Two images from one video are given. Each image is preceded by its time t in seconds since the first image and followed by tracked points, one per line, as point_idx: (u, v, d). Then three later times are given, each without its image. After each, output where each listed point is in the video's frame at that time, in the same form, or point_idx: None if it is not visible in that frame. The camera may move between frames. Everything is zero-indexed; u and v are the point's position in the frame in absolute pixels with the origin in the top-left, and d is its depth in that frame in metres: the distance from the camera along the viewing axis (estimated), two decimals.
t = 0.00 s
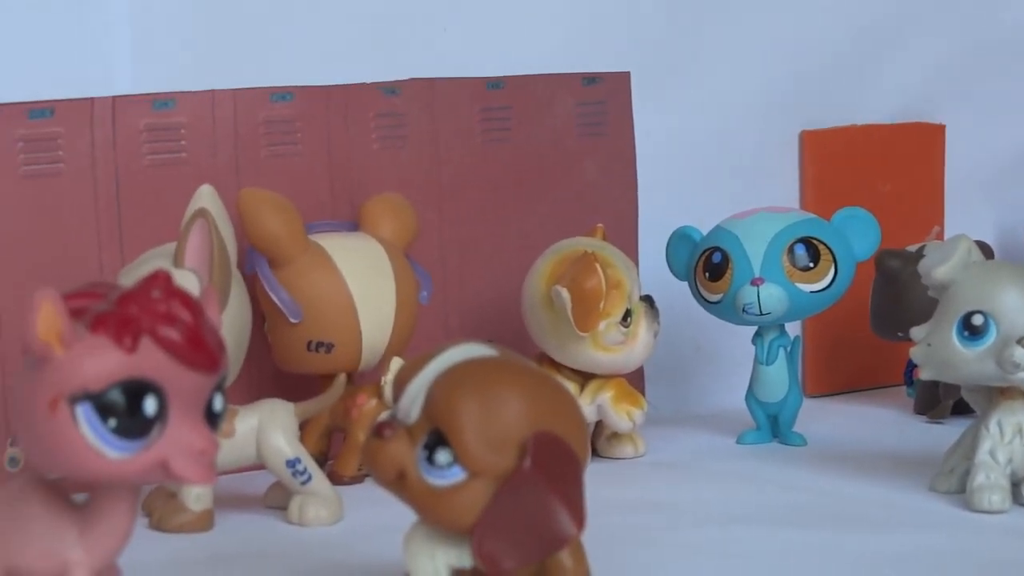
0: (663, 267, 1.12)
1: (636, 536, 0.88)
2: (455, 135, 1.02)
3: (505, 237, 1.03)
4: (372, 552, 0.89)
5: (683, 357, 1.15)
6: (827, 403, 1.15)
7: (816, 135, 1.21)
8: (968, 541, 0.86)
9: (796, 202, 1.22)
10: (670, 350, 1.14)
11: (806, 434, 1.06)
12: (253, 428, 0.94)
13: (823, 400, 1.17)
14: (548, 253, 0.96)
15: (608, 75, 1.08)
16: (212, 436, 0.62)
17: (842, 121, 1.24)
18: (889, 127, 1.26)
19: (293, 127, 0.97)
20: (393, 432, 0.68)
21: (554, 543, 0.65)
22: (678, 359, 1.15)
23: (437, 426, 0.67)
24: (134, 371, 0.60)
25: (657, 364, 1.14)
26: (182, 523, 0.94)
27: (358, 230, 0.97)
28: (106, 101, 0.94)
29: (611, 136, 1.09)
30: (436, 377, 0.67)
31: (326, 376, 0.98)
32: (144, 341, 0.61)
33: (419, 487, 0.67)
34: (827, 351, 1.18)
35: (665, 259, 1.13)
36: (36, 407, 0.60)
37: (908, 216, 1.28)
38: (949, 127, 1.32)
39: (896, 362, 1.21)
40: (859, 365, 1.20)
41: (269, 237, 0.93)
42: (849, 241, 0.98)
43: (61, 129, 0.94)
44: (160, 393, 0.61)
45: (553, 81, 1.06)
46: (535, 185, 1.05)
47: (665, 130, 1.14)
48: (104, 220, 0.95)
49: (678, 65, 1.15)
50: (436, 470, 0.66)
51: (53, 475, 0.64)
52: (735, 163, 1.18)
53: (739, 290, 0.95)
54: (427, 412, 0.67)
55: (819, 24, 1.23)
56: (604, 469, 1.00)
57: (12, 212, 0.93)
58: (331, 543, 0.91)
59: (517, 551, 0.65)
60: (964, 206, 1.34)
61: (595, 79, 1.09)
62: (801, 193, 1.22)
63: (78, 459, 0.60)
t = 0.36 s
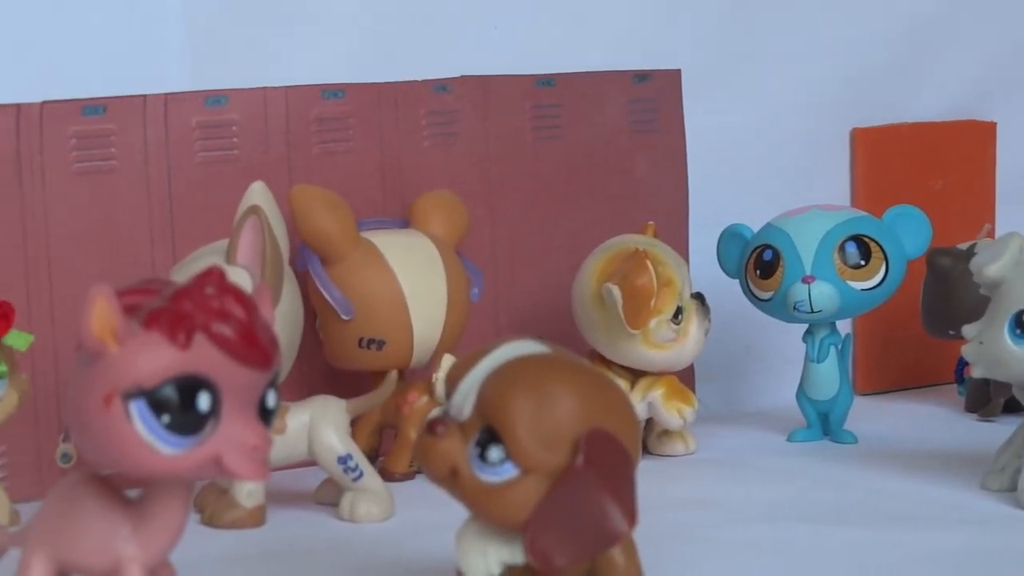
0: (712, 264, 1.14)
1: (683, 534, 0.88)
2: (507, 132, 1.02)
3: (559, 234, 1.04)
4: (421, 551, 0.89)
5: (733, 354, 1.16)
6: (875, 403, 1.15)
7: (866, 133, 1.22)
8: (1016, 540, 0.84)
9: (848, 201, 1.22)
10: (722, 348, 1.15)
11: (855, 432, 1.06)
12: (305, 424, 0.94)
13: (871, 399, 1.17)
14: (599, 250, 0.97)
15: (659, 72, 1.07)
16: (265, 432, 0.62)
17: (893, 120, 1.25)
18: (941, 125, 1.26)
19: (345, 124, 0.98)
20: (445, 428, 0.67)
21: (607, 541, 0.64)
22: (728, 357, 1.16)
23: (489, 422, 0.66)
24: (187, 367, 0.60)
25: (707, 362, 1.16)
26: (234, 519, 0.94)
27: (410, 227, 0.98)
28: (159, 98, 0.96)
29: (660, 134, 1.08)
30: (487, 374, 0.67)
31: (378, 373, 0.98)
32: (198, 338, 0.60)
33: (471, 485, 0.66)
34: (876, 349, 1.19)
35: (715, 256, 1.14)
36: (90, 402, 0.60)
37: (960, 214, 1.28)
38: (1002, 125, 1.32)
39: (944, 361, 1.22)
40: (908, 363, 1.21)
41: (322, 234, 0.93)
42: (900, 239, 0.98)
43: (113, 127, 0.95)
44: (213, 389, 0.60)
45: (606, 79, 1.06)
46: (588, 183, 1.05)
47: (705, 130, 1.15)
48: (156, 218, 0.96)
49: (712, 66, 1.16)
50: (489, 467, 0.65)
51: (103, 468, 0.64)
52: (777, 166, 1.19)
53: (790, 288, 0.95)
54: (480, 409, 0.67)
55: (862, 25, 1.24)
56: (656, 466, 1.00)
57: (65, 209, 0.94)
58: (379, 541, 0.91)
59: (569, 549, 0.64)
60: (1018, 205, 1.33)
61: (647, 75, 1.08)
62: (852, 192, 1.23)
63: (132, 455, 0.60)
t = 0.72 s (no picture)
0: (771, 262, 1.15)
1: (739, 530, 0.88)
2: (566, 127, 1.02)
3: (617, 230, 1.04)
4: (479, 548, 0.89)
5: (793, 352, 1.17)
6: (930, 402, 1.16)
7: (925, 130, 1.23)
8: None
9: (906, 197, 1.24)
10: (780, 346, 1.17)
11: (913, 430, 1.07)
12: (364, 420, 0.94)
13: (927, 398, 1.17)
14: (658, 247, 0.97)
15: (714, 69, 1.07)
16: (325, 427, 0.62)
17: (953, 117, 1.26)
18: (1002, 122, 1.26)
19: (405, 120, 0.98)
20: (506, 425, 0.67)
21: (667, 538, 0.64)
22: (787, 355, 1.18)
23: (550, 419, 0.66)
24: (248, 363, 0.60)
25: (767, 360, 1.17)
26: (294, 515, 0.94)
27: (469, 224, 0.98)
28: (218, 94, 0.96)
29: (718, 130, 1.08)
30: (547, 371, 0.67)
31: (436, 369, 0.99)
32: (259, 333, 0.61)
33: (532, 481, 0.66)
34: (935, 349, 1.21)
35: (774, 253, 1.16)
36: (151, 398, 0.60)
37: None
38: None
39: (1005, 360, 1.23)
40: (966, 362, 1.22)
41: (382, 231, 0.93)
42: (958, 235, 0.98)
43: (173, 123, 0.95)
44: (275, 385, 0.61)
45: (664, 75, 1.06)
46: (646, 180, 1.05)
47: (763, 129, 1.17)
48: (216, 214, 0.96)
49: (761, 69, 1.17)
50: (549, 463, 0.66)
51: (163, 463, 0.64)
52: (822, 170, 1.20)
53: (849, 285, 0.95)
54: (540, 405, 0.67)
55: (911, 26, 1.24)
56: (715, 462, 1.01)
57: (125, 206, 0.95)
58: (437, 538, 0.91)
59: (630, 546, 0.64)
60: None
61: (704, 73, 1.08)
62: (910, 188, 1.24)
63: (193, 451, 0.60)
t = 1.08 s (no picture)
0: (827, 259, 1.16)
1: (796, 528, 0.88)
2: (620, 125, 1.02)
3: (676, 227, 1.04)
4: (534, 545, 0.89)
5: (848, 350, 1.18)
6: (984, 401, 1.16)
7: (981, 127, 1.23)
8: None
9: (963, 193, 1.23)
10: (835, 343, 1.17)
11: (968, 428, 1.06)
12: (420, 417, 0.95)
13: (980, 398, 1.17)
14: (713, 244, 0.97)
15: (772, 66, 1.07)
16: (381, 423, 0.62)
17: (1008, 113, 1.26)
18: None
19: (461, 118, 0.98)
20: (562, 422, 0.67)
21: (723, 534, 0.64)
22: (842, 353, 1.18)
23: (607, 416, 0.66)
24: (306, 360, 0.60)
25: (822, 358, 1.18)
26: (349, 511, 0.95)
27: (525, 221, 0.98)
28: (275, 91, 0.96)
29: (776, 127, 1.08)
30: (603, 368, 0.67)
31: (492, 366, 0.99)
32: (317, 330, 0.61)
33: (588, 478, 0.66)
34: (990, 347, 1.21)
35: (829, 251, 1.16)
36: (209, 394, 0.60)
37: None
38: None
39: None
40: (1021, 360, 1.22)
41: (437, 228, 0.93)
42: (1014, 233, 0.97)
43: (229, 120, 0.96)
44: (332, 381, 0.61)
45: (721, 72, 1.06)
46: (704, 177, 1.05)
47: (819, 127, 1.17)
48: (271, 211, 0.96)
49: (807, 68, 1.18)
50: (606, 460, 0.66)
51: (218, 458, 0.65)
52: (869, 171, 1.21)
53: (905, 283, 0.95)
54: (597, 402, 0.67)
55: (960, 24, 1.24)
56: (772, 460, 1.01)
57: (182, 203, 0.96)
58: (493, 535, 0.91)
59: (686, 542, 0.64)
60: None
61: (759, 71, 1.08)
62: (966, 185, 1.24)
63: (252, 447, 0.60)
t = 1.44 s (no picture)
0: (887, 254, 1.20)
1: (858, 523, 0.88)
2: (681, 121, 1.03)
3: (738, 224, 1.05)
4: (598, 541, 0.88)
5: (907, 347, 1.21)
6: None
7: None
8: None
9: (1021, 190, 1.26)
10: (894, 340, 1.20)
11: None
12: (481, 412, 0.95)
13: None
14: (774, 241, 0.97)
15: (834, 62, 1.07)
16: (444, 419, 0.62)
17: None
18: None
19: (521, 113, 0.98)
20: (625, 418, 0.66)
21: (786, 530, 0.63)
22: (901, 350, 1.21)
23: (669, 412, 0.65)
24: (368, 356, 0.60)
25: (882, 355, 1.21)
26: (411, 507, 0.95)
27: (586, 217, 0.98)
28: (336, 87, 0.96)
29: (837, 123, 1.08)
30: (666, 363, 0.66)
31: (552, 362, 0.99)
32: (379, 325, 0.61)
33: (651, 474, 0.65)
34: None
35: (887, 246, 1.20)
36: (272, 390, 0.61)
37: None
38: None
39: None
40: None
41: (499, 224, 0.94)
42: None
43: (291, 116, 0.96)
44: (394, 376, 0.61)
45: (784, 67, 1.07)
46: (767, 173, 1.06)
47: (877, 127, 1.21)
48: (332, 209, 0.97)
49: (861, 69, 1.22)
50: (669, 456, 0.64)
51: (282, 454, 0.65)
52: (913, 171, 1.22)
53: (965, 280, 0.95)
54: (660, 398, 0.66)
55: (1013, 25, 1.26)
56: (834, 455, 1.01)
57: (243, 199, 0.96)
58: (553, 531, 0.91)
59: (749, 538, 0.63)
60: None
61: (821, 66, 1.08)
62: None
63: (315, 442, 0.61)
